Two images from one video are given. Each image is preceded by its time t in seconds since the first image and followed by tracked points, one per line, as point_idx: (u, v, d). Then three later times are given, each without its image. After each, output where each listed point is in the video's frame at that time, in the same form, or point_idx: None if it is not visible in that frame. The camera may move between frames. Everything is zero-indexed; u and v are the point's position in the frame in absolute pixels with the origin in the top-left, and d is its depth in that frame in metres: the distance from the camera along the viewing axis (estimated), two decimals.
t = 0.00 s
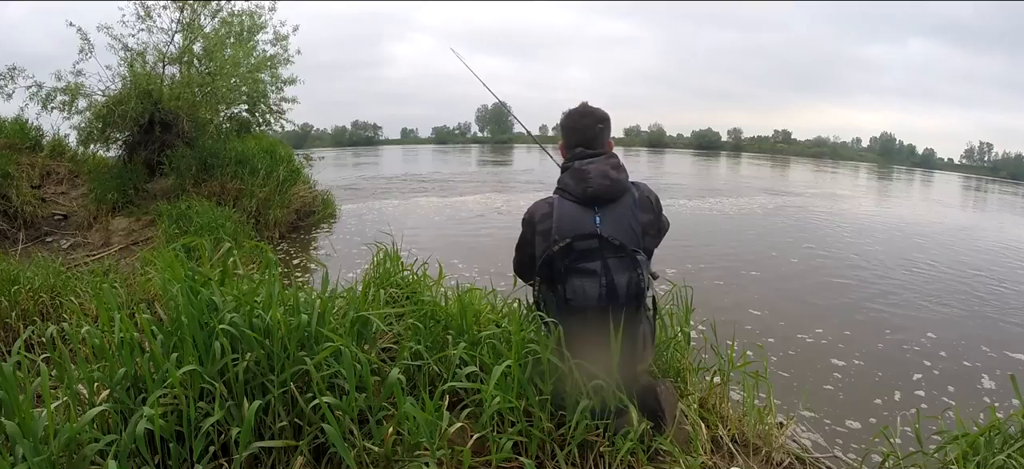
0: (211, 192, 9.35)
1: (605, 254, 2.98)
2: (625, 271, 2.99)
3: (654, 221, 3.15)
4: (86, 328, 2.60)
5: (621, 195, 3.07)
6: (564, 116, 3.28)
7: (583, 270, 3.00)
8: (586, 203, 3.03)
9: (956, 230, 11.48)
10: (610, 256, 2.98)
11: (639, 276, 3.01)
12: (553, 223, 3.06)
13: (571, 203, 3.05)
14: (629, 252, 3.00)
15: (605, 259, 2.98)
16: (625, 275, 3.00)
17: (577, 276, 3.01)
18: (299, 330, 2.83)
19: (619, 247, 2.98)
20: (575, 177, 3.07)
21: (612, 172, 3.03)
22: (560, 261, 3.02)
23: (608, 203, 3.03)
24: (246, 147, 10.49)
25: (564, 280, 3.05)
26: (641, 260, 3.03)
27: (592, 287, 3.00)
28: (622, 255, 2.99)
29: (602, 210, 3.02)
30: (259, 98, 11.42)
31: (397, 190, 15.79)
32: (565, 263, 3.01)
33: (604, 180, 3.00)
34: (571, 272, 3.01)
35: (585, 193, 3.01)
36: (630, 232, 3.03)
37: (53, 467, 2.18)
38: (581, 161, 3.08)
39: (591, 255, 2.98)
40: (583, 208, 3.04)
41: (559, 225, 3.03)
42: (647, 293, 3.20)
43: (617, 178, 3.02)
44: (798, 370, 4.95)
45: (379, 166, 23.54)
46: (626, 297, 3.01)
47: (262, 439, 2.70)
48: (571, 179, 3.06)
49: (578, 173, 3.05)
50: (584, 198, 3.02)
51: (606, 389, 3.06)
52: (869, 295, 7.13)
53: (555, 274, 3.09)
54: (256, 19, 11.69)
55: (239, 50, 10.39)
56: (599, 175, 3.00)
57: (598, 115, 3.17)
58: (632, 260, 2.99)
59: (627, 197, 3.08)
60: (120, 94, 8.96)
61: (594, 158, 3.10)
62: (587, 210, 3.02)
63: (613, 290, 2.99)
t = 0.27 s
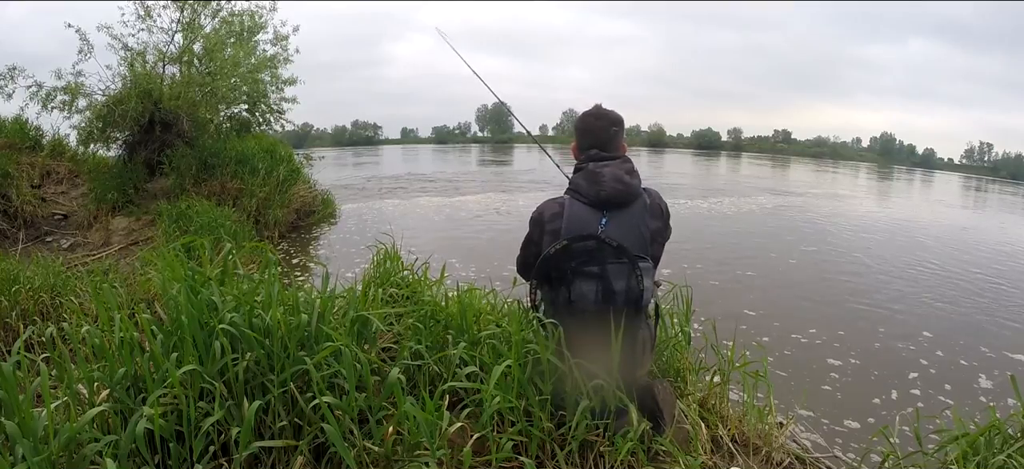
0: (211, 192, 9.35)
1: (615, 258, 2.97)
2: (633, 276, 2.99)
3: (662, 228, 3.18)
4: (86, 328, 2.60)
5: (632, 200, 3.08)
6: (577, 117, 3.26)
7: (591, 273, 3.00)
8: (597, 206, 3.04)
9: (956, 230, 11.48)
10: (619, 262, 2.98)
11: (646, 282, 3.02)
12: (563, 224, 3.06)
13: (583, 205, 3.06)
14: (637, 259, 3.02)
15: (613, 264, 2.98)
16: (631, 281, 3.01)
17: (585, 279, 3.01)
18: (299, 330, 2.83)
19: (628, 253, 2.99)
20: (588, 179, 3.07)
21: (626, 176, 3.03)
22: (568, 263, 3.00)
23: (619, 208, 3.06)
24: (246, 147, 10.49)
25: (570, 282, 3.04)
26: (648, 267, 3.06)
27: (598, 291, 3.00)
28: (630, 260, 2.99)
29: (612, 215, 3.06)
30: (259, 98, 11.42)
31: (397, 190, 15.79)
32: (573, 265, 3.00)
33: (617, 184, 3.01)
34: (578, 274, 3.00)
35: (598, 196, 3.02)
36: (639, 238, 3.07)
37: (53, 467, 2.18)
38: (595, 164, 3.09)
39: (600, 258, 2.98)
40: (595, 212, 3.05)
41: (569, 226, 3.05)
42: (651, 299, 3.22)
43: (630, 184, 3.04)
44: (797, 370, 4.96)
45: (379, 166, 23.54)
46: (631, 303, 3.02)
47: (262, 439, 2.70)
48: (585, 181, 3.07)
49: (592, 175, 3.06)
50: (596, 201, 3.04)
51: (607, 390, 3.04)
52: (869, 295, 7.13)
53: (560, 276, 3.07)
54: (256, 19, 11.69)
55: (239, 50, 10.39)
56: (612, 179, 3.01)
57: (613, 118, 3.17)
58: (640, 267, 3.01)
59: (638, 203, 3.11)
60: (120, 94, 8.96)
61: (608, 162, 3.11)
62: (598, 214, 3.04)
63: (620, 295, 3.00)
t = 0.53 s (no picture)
0: (211, 192, 9.35)
1: (617, 262, 2.97)
2: (635, 280, 2.99)
3: (664, 231, 3.19)
4: (86, 328, 2.60)
5: (636, 203, 3.08)
6: (583, 117, 3.25)
7: (593, 276, 2.99)
8: (601, 208, 3.03)
9: (957, 230, 11.47)
10: (621, 265, 2.98)
11: (646, 287, 3.03)
12: (564, 226, 3.06)
13: (586, 207, 3.06)
14: (638, 263, 3.02)
15: (615, 267, 2.98)
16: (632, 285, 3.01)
17: (586, 281, 3.00)
18: (299, 330, 2.83)
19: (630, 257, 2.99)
20: (591, 181, 3.07)
21: (631, 179, 3.02)
22: (570, 265, 3.00)
23: (622, 211, 3.05)
24: (246, 147, 10.49)
25: (570, 284, 3.04)
26: (648, 270, 3.06)
27: (599, 294, 3.00)
28: (630, 264, 3.00)
29: (615, 218, 3.05)
30: (259, 98, 11.43)
31: (397, 190, 15.80)
32: (575, 266, 2.99)
33: (621, 187, 3.00)
34: (578, 277, 3.00)
35: (601, 198, 3.01)
36: (641, 242, 3.08)
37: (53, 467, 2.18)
38: (599, 165, 3.08)
39: (601, 261, 2.98)
40: (598, 214, 3.04)
41: (571, 228, 3.04)
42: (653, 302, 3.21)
43: (635, 187, 3.04)
44: (797, 370, 4.96)
45: (379, 166, 23.53)
46: (631, 306, 3.03)
47: (262, 439, 2.70)
48: (589, 182, 3.06)
49: (595, 177, 3.05)
50: (599, 203, 3.03)
51: (606, 390, 3.04)
52: (869, 295, 7.13)
53: (561, 277, 3.07)
54: (257, 19, 11.70)
55: (239, 50, 10.40)
56: (616, 182, 3.00)
57: (618, 119, 3.16)
58: (641, 271, 3.01)
59: (641, 207, 3.11)
60: (120, 94, 8.96)
61: (613, 164, 3.10)
62: (601, 216, 3.04)
63: (620, 298, 3.01)
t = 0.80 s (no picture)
0: (211, 192, 9.35)
1: (617, 264, 2.97)
2: (634, 283, 2.99)
3: (664, 234, 3.19)
4: (85, 328, 2.60)
5: (636, 205, 3.07)
6: (585, 118, 3.26)
7: (592, 279, 3.00)
8: (601, 210, 3.04)
9: (957, 230, 11.47)
10: (620, 269, 2.99)
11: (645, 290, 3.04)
12: (564, 228, 3.07)
13: (586, 209, 3.06)
14: (638, 266, 3.03)
15: (614, 270, 2.98)
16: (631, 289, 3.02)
17: (586, 284, 3.01)
18: (299, 330, 2.83)
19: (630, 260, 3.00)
20: (592, 183, 3.06)
21: (631, 182, 3.02)
22: (569, 267, 3.01)
23: (622, 214, 3.05)
24: (246, 147, 10.49)
25: (570, 287, 3.05)
26: (648, 273, 3.07)
27: (598, 296, 3.01)
28: (630, 267, 3.00)
29: (615, 221, 3.05)
30: (259, 98, 11.44)
31: (397, 190, 15.80)
32: (574, 269, 3.01)
33: (621, 190, 3.00)
34: (578, 279, 3.01)
35: (601, 201, 3.01)
36: (641, 245, 3.08)
37: (53, 467, 2.18)
38: (600, 168, 3.08)
39: (600, 264, 2.98)
40: (599, 216, 3.05)
41: (571, 230, 3.05)
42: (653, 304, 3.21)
43: (635, 190, 3.03)
44: (797, 370, 4.96)
45: (379, 166, 23.53)
46: (631, 309, 3.04)
47: (262, 439, 2.70)
48: (589, 184, 3.06)
49: (596, 179, 3.05)
50: (600, 205, 3.03)
51: (605, 390, 3.04)
52: (868, 295, 7.13)
53: (560, 279, 3.08)
54: (257, 19, 11.70)
55: (239, 50, 10.40)
56: (617, 184, 3.00)
57: (619, 121, 3.17)
58: (641, 275, 3.02)
59: (641, 209, 3.11)
60: (120, 94, 8.96)
61: (613, 166, 3.11)
62: (601, 218, 3.04)
63: (620, 301, 3.02)
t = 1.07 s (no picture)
0: (211, 192, 9.35)
1: (617, 265, 2.97)
2: (634, 284, 2.99)
3: (665, 235, 3.19)
4: (85, 328, 2.59)
5: (637, 206, 3.07)
6: (586, 119, 3.26)
7: (592, 280, 3.00)
8: (601, 211, 3.04)
9: (957, 230, 11.48)
10: (620, 270, 2.98)
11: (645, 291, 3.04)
12: (564, 229, 3.06)
13: (587, 210, 3.06)
14: (638, 267, 3.03)
15: (615, 271, 2.98)
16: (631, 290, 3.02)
17: (586, 284, 3.02)
18: (299, 330, 2.83)
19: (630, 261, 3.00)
20: (593, 183, 3.06)
21: (632, 182, 3.02)
22: (570, 268, 3.01)
23: (623, 214, 3.05)
24: (246, 147, 10.49)
25: (570, 287, 3.05)
26: (648, 274, 3.07)
27: (598, 297, 3.02)
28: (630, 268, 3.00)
29: (615, 221, 3.05)
30: (259, 97, 11.44)
31: (397, 190, 15.80)
32: (574, 270, 3.01)
33: (622, 190, 3.00)
34: (578, 280, 3.01)
35: (601, 201, 3.01)
36: (642, 246, 3.08)
37: (53, 467, 2.18)
38: (601, 168, 3.08)
39: (601, 265, 2.98)
40: (599, 217, 3.05)
41: (571, 231, 3.04)
42: (654, 305, 3.22)
43: (635, 190, 3.03)
44: (797, 370, 4.95)
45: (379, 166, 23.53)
46: (630, 310, 3.04)
47: (262, 439, 2.70)
48: (590, 185, 3.05)
49: (597, 179, 3.05)
50: (600, 206, 3.03)
51: (605, 390, 3.04)
52: (869, 295, 7.12)
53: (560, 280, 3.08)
54: (256, 19, 11.71)
55: (239, 50, 10.41)
56: (617, 185, 3.00)
57: (621, 121, 3.17)
58: (641, 276, 3.02)
59: (642, 210, 3.11)
60: (120, 94, 8.96)
61: (614, 166, 3.11)
62: (602, 219, 3.03)
63: (620, 303, 3.02)
